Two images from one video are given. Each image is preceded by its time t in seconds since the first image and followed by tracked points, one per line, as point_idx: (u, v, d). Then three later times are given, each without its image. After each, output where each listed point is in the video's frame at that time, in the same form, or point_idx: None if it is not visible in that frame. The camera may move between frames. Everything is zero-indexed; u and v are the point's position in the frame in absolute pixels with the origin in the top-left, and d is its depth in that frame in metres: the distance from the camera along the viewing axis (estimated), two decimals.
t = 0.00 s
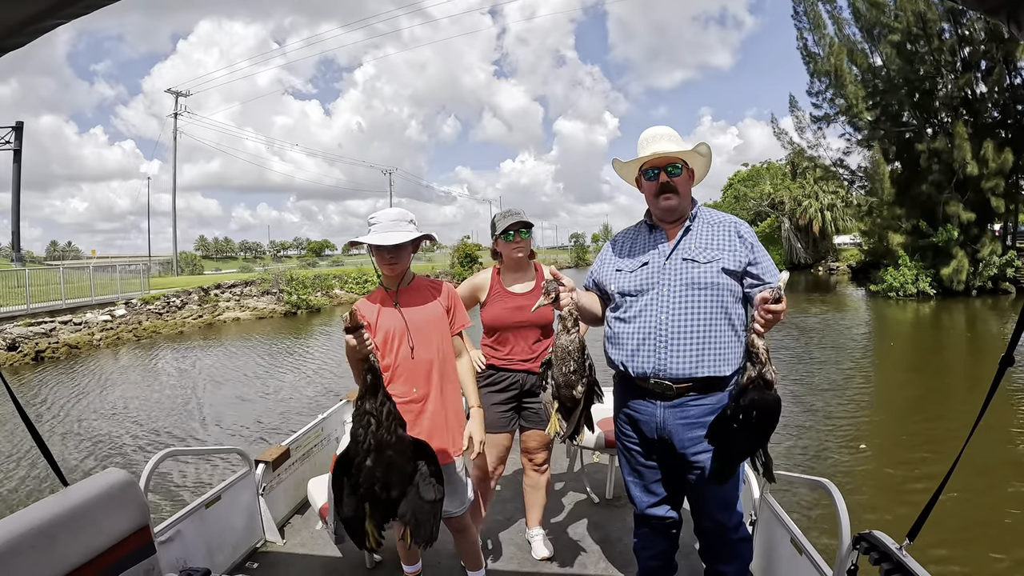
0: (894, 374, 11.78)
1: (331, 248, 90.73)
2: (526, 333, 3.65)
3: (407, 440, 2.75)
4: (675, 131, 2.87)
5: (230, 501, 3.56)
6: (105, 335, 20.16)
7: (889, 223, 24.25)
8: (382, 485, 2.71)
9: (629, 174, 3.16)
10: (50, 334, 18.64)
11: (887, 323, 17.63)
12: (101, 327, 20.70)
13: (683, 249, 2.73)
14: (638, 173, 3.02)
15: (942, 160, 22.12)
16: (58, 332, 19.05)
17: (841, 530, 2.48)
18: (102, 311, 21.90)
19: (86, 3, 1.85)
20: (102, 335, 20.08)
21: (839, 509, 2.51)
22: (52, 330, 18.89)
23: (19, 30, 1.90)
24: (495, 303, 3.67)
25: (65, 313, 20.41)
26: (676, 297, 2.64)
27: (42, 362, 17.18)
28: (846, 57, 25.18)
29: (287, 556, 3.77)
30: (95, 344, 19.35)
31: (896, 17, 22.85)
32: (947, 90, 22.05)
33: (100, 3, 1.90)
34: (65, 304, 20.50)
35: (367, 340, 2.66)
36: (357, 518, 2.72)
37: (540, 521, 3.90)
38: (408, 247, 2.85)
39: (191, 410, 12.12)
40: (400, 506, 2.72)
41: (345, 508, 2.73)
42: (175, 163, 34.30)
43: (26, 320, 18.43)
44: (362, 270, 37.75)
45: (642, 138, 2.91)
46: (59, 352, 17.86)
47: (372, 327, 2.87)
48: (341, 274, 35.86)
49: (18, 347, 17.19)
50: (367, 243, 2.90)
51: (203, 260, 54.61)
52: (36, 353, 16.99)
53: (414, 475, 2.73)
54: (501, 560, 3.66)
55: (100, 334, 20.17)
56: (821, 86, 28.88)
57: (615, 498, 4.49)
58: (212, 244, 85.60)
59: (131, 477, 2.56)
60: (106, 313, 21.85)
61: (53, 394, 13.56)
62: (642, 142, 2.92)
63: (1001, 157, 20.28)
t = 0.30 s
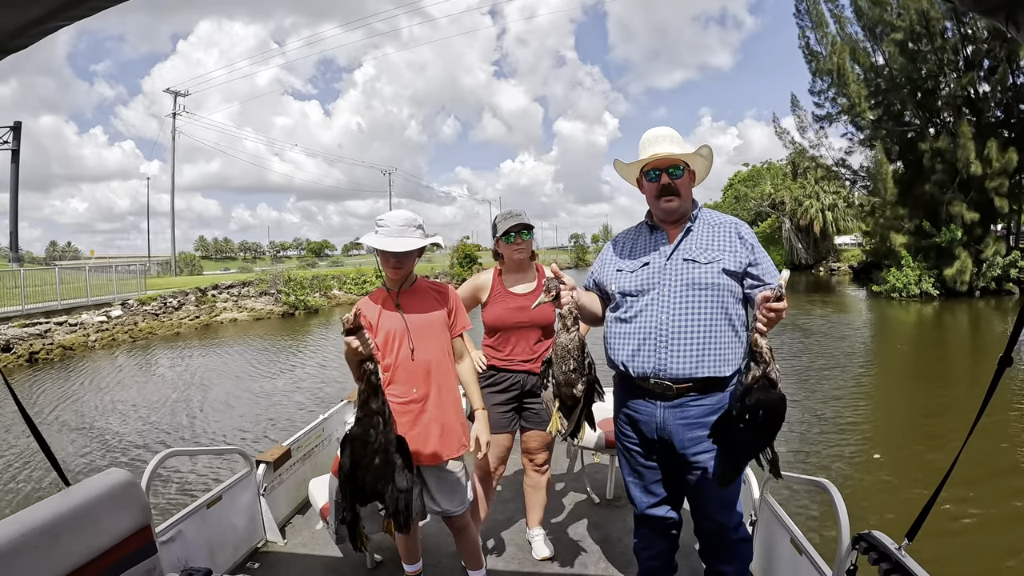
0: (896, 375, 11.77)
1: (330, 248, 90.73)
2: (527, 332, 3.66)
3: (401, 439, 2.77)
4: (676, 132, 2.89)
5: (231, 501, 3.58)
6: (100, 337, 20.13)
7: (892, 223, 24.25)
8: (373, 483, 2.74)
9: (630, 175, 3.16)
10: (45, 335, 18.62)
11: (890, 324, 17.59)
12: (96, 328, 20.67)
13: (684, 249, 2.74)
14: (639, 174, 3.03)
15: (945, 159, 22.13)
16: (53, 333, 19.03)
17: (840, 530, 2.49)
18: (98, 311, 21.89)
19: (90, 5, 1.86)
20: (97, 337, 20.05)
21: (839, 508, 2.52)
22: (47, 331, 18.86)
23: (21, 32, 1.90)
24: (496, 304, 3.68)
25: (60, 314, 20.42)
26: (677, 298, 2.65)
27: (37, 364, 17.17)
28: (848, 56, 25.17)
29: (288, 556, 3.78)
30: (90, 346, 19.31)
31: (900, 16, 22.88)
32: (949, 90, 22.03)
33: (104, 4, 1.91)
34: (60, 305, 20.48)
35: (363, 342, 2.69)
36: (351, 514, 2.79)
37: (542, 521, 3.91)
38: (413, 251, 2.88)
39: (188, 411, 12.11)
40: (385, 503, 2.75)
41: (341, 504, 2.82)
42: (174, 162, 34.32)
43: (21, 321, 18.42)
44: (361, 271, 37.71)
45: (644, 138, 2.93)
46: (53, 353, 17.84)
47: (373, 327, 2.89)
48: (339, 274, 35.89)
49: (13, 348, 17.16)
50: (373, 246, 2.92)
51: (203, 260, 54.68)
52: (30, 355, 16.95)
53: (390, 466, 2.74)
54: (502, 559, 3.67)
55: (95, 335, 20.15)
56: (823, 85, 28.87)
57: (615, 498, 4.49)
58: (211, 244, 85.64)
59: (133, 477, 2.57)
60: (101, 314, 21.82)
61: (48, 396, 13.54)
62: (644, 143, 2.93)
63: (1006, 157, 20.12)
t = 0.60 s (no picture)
0: (899, 377, 11.73)
1: (330, 249, 90.78)
2: (528, 333, 3.65)
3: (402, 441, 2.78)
4: (678, 134, 2.89)
5: (232, 501, 3.58)
6: (95, 338, 20.14)
7: (896, 223, 24.25)
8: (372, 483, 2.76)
9: (631, 175, 3.16)
10: (38, 337, 18.59)
11: (892, 326, 17.55)
12: (90, 330, 20.71)
13: (685, 250, 2.74)
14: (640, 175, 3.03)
15: (948, 159, 22.15)
16: (48, 335, 19.05)
17: (840, 531, 2.49)
18: (93, 313, 21.88)
19: (93, 6, 1.87)
20: (92, 338, 20.01)
21: (840, 510, 2.52)
22: (41, 333, 18.85)
23: (20, 34, 1.91)
24: (497, 304, 3.68)
25: (55, 315, 20.45)
26: (677, 298, 2.66)
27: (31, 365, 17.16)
28: (851, 55, 25.17)
29: (289, 557, 3.79)
30: (85, 347, 19.30)
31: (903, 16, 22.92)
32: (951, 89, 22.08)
33: (105, 5, 1.91)
34: (56, 305, 20.53)
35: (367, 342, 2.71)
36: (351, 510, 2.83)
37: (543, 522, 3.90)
38: (420, 254, 2.88)
39: (186, 413, 12.11)
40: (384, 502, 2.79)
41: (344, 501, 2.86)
42: (173, 162, 34.36)
43: (16, 322, 18.40)
44: (360, 271, 37.71)
45: (646, 139, 2.93)
46: (47, 355, 17.80)
47: (378, 327, 2.90)
48: (337, 274, 35.90)
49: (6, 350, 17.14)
50: (380, 248, 2.93)
51: (201, 259, 54.71)
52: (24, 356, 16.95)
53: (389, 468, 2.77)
54: (504, 560, 3.66)
55: (90, 337, 20.15)
56: (825, 85, 28.90)
57: (616, 499, 4.49)
58: (210, 245, 85.75)
59: (134, 478, 2.57)
60: (96, 316, 21.83)
61: (43, 398, 13.54)
62: (644, 144, 2.93)
63: (1010, 157, 20.06)
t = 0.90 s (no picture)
0: (903, 379, 11.71)
1: (329, 249, 90.85)
2: (528, 335, 3.64)
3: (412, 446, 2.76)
4: (679, 135, 2.87)
5: (232, 503, 3.57)
6: (89, 340, 20.07)
7: (899, 224, 24.35)
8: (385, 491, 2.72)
9: (632, 176, 3.15)
10: (33, 338, 18.55)
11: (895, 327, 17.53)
12: (85, 331, 20.65)
13: (686, 252, 2.73)
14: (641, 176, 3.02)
15: (952, 159, 22.14)
16: (42, 336, 18.97)
17: (843, 536, 2.47)
18: (88, 314, 21.87)
19: (92, 6, 1.85)
20: (86, 340, 19.94)
21: (842, 515, 2.51)
22: (35, 334, 18.78)
23: (17, 36, 1.89)
24: (498, 306, 3.67)
25: (49, 316, 20.37)
26: (679, 301, 2.65)
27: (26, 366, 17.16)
28: (853, 54, 25.15)
29: (289, 559, 3.78)
30: (78, 349, 19.20)
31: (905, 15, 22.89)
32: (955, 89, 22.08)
33: (105, 5, 1.90)
34: (50, 306, 20.48)
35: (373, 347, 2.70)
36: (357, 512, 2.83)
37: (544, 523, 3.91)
38: (426, 255, 2.86)
39: (182, 416, 12.05)
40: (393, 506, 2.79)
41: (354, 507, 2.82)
42: (172, 163, 34.33)
43: (10, 323, 18.38)
44: (359, 271, 37.64)
45: (646, 140, 2.92)
46: (42, 356, 17.79)
47: (385, 330, 2.89)
48: (335, 275, 35.91)
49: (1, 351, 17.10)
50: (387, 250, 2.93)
51: (198, 259, 54.61)
52: (18, 358, 16.85)
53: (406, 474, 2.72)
54: (506, 563, 3.65)
55: (84, 338, 20.08)
56: (827, 84, 28.90)
57: (618, 501, 4.48)
58: (208, 245, 85.72)
59: (134, 480, 2.56)
60: (91, 316, 21.82)
61: (37, 401, 13.48)
62: (645, 145, 2.92)
63: (1014, 156, 20.01)
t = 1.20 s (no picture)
0: (904, 382, 11.67)
1: (328, 250, 90.89)
2: (529, 337, 3.64)
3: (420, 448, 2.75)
4: (676, 137, 2.86)
5: (232, 505, 3.56)
6: (83, 340, 20.00)
7: (902, 224, 24.19)
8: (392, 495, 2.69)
9: (629, 179, 3.16)
10: (27, 339, 18.54)
11: (898, 329, 17.52)
12: (79, 332, 20.60)
13: (686, 254, 2.73)
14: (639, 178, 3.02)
15: (955, 160, 22.14)
16: (35, 337, 18.92)
17: (843, 538, 2.47)
18: (83, 314, 21.82)
19: (92, 6, 1.85)
20: (80, 341, 19.89)
21: (843, 517, 2.50)
22: (29, 335, 18.75)
23: (17, 35, 1.89)
24: (497, 308, 3.66)
25: (43, 317, 20.34)
26: (679, 303, 2.64)
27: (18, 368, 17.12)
28: (856, 53, 25.18)
29: (288, 560, 3.77)
30: (72, 349, 19.13)
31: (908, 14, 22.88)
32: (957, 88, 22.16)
33: (106, 5, 1.89)
34: (44, 307, 20.45)
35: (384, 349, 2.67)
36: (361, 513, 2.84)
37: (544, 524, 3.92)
38: (437, 253, 2.87)
39: (178, 417, 12.02)
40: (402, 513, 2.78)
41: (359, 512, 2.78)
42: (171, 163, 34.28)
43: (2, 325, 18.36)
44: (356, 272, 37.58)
45: (644, 144, 2.91)
46: (35, 357, 17.75)
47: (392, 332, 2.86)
48: (333, 275, 35.90)
49: None
50: (396, 248, 2.90)
51: (196, 259, 54.59)
52: (11, 359, 16.76)
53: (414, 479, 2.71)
54: (506, 564, 3.65)
55: (77, 339, 20.00)
56: (829, 83, 28.91)
57: (617, 503, 4.48)
58: (208, 245, 85.66)
59: (133, 481, 2.56)
60: (86, 317, 21.78)
61: (31, 404, 13.42)
62: (643, 148, 2.91)
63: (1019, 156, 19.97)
